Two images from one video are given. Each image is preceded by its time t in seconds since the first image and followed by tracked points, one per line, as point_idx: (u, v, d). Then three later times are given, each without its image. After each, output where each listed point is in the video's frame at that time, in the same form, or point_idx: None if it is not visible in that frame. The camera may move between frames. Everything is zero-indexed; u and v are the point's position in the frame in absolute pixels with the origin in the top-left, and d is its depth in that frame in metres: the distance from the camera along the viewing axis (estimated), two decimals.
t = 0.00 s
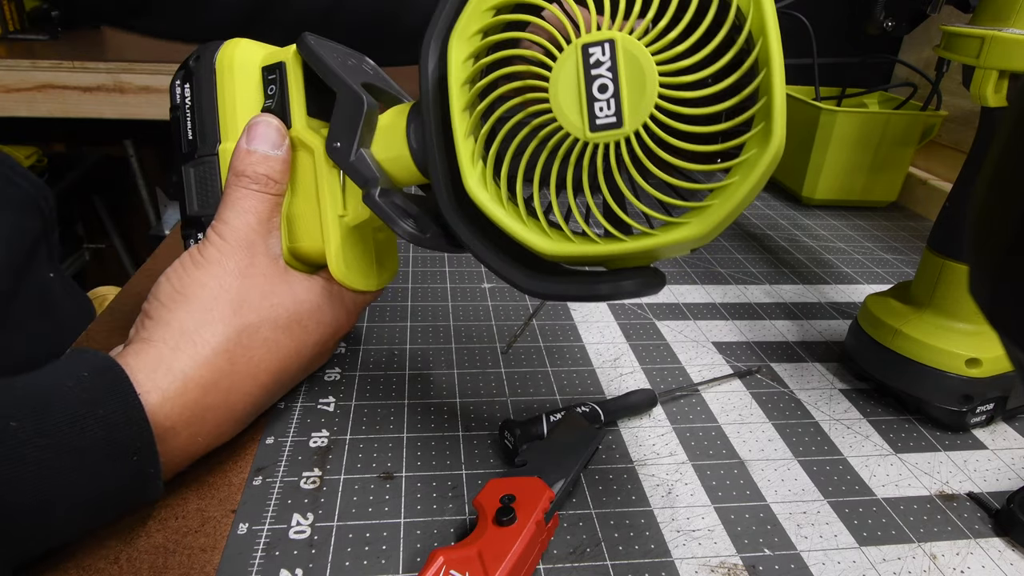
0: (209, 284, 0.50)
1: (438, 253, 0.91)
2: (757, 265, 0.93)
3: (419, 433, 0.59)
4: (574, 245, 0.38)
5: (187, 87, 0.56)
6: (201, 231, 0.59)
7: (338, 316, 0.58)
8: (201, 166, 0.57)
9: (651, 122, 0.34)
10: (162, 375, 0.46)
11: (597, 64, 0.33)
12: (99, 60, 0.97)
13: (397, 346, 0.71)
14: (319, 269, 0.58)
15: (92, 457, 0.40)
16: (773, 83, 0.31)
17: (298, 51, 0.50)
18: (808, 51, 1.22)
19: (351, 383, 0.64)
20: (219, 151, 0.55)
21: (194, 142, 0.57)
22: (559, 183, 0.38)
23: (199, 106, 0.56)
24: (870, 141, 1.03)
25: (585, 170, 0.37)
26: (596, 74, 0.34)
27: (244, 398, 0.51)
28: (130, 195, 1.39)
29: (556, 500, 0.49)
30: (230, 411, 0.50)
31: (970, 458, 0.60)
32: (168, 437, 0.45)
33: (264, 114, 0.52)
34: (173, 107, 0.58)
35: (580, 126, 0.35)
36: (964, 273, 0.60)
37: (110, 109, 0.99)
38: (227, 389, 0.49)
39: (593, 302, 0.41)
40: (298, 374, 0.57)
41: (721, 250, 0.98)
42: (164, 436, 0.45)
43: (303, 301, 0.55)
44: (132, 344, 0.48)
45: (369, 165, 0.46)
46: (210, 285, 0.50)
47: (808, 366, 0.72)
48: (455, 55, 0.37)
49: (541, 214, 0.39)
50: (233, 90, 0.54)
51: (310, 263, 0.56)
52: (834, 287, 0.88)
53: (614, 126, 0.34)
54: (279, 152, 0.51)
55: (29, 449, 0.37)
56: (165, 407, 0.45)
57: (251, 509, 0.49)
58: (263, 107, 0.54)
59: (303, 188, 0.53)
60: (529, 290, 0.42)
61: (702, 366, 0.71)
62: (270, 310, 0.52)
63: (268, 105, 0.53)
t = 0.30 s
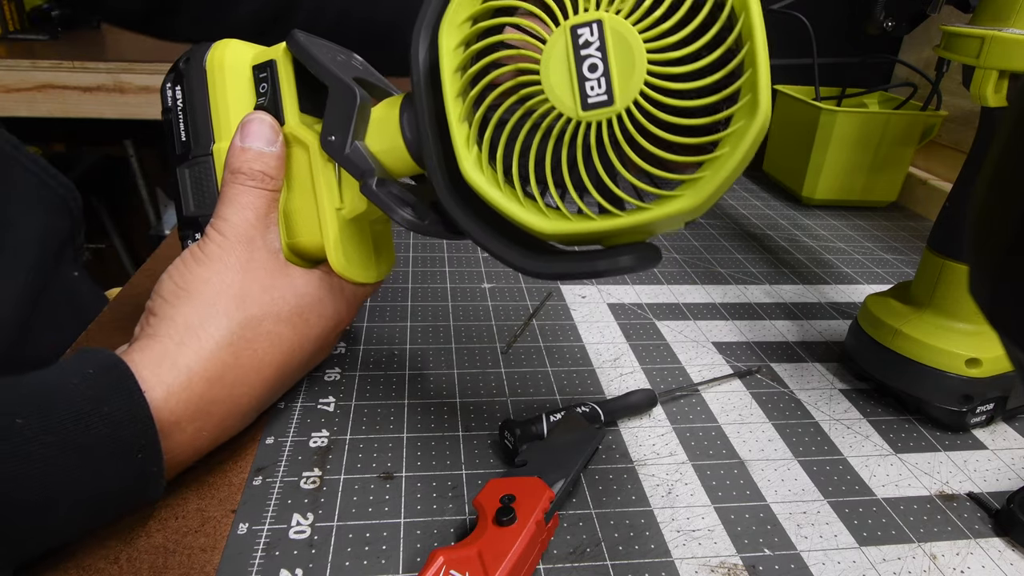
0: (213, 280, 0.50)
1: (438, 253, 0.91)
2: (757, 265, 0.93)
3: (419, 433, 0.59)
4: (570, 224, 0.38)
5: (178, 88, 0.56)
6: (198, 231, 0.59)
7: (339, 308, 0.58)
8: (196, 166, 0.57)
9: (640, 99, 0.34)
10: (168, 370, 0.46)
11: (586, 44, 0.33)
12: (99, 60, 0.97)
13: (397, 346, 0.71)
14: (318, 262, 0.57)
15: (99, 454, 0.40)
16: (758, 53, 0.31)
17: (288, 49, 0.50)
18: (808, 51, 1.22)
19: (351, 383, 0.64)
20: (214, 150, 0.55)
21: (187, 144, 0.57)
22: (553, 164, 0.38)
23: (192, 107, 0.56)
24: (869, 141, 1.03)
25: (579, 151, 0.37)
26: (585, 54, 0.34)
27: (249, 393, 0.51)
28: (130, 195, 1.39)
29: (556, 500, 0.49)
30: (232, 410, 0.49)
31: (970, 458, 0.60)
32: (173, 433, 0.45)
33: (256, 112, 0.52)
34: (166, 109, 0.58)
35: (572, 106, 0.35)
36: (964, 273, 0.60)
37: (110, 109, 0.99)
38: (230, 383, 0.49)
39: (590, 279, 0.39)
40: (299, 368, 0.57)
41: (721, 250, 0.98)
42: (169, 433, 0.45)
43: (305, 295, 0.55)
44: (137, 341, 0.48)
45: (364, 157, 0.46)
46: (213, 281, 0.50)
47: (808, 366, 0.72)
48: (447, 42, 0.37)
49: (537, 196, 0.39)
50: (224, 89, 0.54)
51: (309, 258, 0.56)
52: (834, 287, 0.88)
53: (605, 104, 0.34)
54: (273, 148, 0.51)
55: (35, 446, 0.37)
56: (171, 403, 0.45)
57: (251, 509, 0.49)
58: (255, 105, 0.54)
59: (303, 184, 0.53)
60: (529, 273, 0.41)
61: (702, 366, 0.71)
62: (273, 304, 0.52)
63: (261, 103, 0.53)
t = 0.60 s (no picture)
0: (201, 279, 0.50)
1: (438, 253, 0.91)
2: (757, 265, 0.93)
3: (419, 433, 0.59)
4: (561, 216, 0.37)
5: (170, 89, 0.57)
6: (190, 231, 0.59)
7: (332, 306, 0.58)
8: (188, 167, 0.57)
9: (631, 89, 0.33)
10: (157, 369, 0.45)
11: (574, 35, 0.33)
12: (99, 60, 0.97)
13: (397, 346, 0.71)
14: (311, 262, 0.57)
15: (89, 452, 0.40)
16: (749, 40, 0.31)
17: (278, 47, 0.51)
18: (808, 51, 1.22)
19: (351, 383, 0.64)
20: (205, 150, 0.55)
21: (180, 144, 0.57)
22: (543, 158, 0.38)
23: (184, 108, 0.56)
24: (870, 141, 1.03)
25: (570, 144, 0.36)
26: (574, 44, 0.33)
27: (239, 391, 0.50)
28: (130, 195, 1.39)
29: (556, 500, 0.49)
30: (225, 408, 0.49)
31: (970, 458, 0.60)
32: (164, 431, 0.45)
33: (248, 111, 0.53)
34: (158, 110, 0.59)
35: (562, 97, 0.35)
36: (964, 273, 0.60)
37: (110, 108, 0.99)
38: (224, 381, 0.49)
39: (584, 273, 0.39)
40: (293, 367, 0.56)
41: (721, 250, 0.98)
42: (160, 431, 0.45)
43: (296, 293, 0.54)
44: (126, 341, 0.48)
45: (356, 154, 0.46)
46: (203, 280, 0.50)
47: (808, 366, 0.72)
48: (435, 36, 0.37)
49: (529, 189, 0.39)
50: (215, 88, 0.54)
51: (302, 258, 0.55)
52: (834, 287, 0.88)
53: (596, 94, 0.33)
54: (264, 147, 0.51)
55: (24, 444, 0.37)
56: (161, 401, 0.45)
57: (251, 509, 0.49)
58: (247, 104, 0.54)
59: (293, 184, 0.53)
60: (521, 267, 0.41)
61: (702, 366, 0.71)
62: (263, 302, 0.52)
63: (252, 102, 0.53)
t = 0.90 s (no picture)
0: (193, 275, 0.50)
1: (438, 253, 0.91)
2: (757, 265, 0.93)
3: (419, 433, 0.59)
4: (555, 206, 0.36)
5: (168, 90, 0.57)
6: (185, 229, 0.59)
7: (326, 303, 0.58)
8: (186, 165, 0.56)
9: (625, 78, 0.32)
10: (148, 363, 0.46)
11: (567, 25, 0.33)
12: (100, 60, 0.96)
13: (397, 346, 0.71)
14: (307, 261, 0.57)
15: (77, 447, 0.40)
16: (740, 23, 0.29)
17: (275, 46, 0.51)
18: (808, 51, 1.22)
19: (351, 383, 0.64)
20: (202, 148, 0.55)
21: (177, 143, 0.57)
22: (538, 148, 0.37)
23: (182, 108, 0.56)
24: (870, 141, 1.03)
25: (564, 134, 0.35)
26: (566, 33, 0.33)
27: (229, 388, 0.50)
28: (130, 195, 1.39)
29: (556, 500, 0.49)
30: (219, 408, 0.50)
31: (970, 458, 0.60)
32: (155, 426, 0.45)
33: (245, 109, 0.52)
34: (157, 111, 0.59)
35: (555, 87, 0.34)
36: (964, 273, 0.60)
37: (110, 109, 0.99)
38: (213, 376, 0.49)
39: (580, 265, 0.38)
40: (286, 364, 0.56)
41: (721, 250, 0.98)
42: (152, 426, 0.45)
43: (289, 289, 0.54)
44: (118, 336, 0.48)
45: (351, 149, 0.46)
46: (195, 276, 0.50)
47: (808, 366, 0.72)
48: (427, 27, 0.37)
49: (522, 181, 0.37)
50: (213, 87, 0.54)
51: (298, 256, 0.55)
52: (834, 287, 0.88)
53: (589, 84, 0.33)
54: (260, 145, 0.51)
55: (19, 442, 0.37)
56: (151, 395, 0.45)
57: (251, 509, 0.49)
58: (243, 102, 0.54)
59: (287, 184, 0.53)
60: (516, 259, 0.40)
61: (702, 366, 0.71)
62: (256, 299, 0.52)
63: (249, 100, 0.53)
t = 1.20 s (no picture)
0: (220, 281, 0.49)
1: (438, 253, 0.91)
2: (758, 265, 0.93)
3: (419, 433, 0.58)
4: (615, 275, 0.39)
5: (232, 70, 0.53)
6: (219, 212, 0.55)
7: (348, 317, 0.57)
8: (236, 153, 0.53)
9: (697, 172, 0.37)
10: (162, 367, 0.46)
11: (655, 122, 0.37)
12: (99, 60, 0.96)
13: (397, 346, 0.71)
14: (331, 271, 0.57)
15: (83, 448, 0.40)
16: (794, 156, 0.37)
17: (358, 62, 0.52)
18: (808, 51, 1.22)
19: (351, 383, 0.64)
20: (258, 136, 0.53)
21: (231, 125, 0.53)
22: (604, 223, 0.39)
23: (242, 91, 0.53)
24: (870, 140, 1.03)
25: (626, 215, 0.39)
26: (653, 128, 0.37)
27: (242, 393, 0.50)
28: (130, 195, 1.39)
29: (556, 500, 0.49)
30: (230, 410, 0.49)
31: (970, 458, 0.60)
32: (163, 429, 0.45)
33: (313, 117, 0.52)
34: (211, 87, 0.55)
35: (634, 170, 0.37)
36: (964, 273, 0.60)
37: (110, 108, 0.99)
38: (227, 384, 0.48)
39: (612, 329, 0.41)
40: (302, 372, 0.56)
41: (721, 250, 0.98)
42: (160, 427, 0.45)
43: (315, 304, 0.54)
44: (136, 337, 0.48)
45: (412, 176, 0.46)
46: (221, 282, 0.49)
47: (808, 366, 0.72)
48: (524, 93, 0.37)
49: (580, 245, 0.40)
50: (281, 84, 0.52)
51: (324, 264, 0.56)
52: (835, 287, 0.88)
53: (665, 175, 0.37)
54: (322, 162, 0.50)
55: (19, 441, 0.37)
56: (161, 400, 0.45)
57: (251, 509, 0.49)
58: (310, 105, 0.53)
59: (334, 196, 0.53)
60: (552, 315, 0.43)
61: (702, 366, 0.71)
62: (280, 311, 0.52)
63: (319, 104, 0.52)
